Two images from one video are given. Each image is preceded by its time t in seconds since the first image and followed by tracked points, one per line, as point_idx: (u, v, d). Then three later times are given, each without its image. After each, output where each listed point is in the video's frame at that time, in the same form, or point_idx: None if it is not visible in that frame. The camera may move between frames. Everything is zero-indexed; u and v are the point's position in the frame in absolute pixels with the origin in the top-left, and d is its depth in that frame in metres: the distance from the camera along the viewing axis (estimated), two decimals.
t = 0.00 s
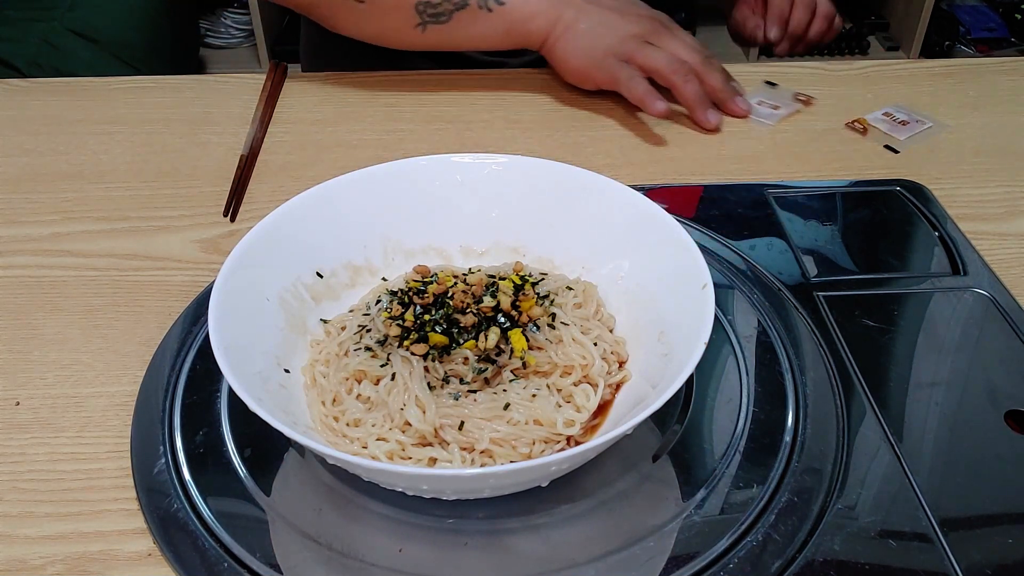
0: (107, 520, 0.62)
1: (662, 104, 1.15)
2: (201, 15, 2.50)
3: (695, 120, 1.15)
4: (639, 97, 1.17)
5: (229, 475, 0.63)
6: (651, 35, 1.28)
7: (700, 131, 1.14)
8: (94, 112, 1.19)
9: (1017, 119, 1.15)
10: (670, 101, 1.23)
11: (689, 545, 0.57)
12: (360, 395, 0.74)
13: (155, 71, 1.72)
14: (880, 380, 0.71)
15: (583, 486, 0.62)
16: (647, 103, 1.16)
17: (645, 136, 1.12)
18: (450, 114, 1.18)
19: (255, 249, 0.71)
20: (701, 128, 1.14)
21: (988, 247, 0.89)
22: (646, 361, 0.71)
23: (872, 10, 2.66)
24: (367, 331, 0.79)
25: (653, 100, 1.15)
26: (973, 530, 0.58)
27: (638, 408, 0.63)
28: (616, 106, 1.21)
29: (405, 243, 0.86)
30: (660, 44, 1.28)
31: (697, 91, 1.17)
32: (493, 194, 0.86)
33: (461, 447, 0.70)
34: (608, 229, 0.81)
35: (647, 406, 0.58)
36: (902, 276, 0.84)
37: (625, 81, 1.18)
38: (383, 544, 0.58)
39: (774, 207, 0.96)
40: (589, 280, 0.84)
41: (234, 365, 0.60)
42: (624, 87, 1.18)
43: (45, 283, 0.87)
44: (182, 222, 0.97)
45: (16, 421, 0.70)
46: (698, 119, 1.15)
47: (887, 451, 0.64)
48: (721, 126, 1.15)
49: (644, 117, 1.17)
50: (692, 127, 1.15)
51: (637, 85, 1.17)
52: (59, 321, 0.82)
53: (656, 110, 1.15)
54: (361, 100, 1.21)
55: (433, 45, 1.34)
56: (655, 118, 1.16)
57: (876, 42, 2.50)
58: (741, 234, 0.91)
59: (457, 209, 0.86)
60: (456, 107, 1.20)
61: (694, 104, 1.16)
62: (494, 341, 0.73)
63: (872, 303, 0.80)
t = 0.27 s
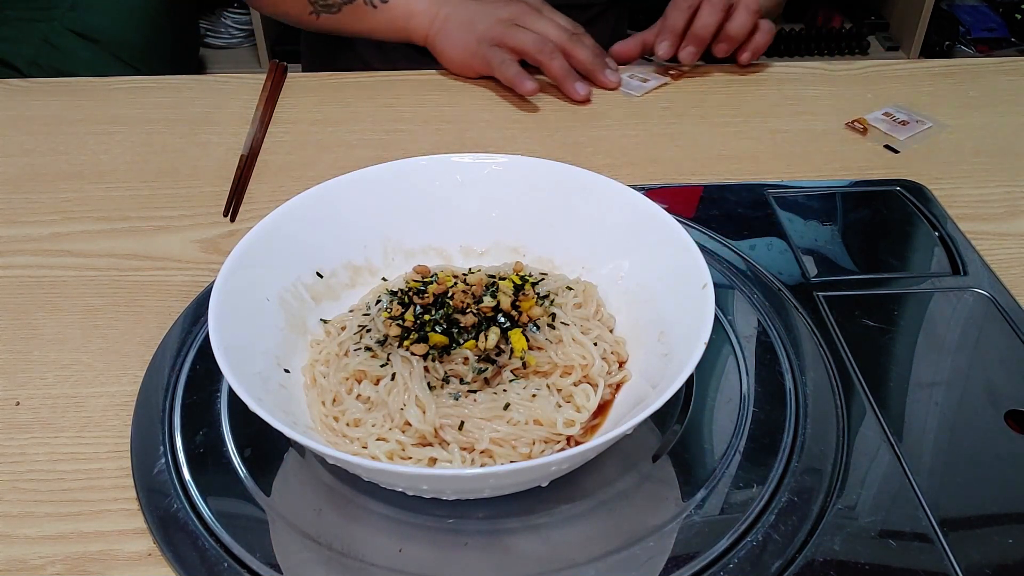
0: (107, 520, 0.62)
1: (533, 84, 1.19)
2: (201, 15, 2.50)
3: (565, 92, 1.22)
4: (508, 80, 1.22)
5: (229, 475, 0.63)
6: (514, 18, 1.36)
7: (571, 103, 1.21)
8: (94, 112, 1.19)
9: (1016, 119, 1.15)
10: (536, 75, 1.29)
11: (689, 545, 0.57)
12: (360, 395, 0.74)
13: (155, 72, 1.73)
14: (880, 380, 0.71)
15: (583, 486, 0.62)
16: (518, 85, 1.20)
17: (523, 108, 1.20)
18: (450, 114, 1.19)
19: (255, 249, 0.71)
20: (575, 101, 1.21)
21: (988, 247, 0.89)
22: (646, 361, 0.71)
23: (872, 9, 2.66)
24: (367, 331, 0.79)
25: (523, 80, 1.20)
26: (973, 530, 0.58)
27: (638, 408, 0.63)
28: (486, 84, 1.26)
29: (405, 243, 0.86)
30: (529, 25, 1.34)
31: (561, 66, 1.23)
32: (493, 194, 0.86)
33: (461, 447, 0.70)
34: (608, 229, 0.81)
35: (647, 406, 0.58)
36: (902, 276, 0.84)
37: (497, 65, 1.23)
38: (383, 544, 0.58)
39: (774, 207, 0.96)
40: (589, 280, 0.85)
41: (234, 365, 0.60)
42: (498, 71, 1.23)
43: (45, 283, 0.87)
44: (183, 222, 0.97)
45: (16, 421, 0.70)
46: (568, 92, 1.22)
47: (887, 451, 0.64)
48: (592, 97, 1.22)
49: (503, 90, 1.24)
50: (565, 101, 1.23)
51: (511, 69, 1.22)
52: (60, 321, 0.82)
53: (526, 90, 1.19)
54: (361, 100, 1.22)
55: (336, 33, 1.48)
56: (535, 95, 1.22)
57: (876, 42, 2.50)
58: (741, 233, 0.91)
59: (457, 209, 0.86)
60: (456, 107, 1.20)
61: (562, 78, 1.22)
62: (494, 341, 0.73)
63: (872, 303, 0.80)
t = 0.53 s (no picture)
0: (107, 520, 0.62)
1: (500, 87, 1.19)
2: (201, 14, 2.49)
3: (530, 88, 1.23)
4: (478, 81, 1.22)
5: (229, 475, 0.63)
6: (478, 16, 1.38)
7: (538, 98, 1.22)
8: (94, 112, 1.19)
9: (1016, 119, 1.15)
10: (501, 73, 1.31)
11: (689, 545, 0.57)
12: (360, 395, 0.74)
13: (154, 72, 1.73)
14: (879, 380, 0.71)
15: (583, 486, 0.62)
16: (485, 87, 1.20)
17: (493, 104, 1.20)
18: (449, 114, 1.19)
19: (255, 249, 0.71)
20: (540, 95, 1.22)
21: (988, 247, 0.89)
22: (646, 361, 0.71)
23: (872, 9, 2.66)
24: (367, 331, 0.79)
25: (492, 82, 1.20)
26: (973, 530, 0.58)
27: (638, 408, 0.63)
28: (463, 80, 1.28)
29: (405, 243, 0.86)
30: (490, 21, 1.36)
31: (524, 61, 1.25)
32: (493, 194, 0.86)
33: (461, 447, 0.70)
34: (608, 229, 0.81)
35: (647, 406, 0.58)
36: (902, 276, 0.84)
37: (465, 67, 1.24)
38: (383, 544, 0.58)
39: (774, 207, 0.96)
40: (589, 280, 0.85)
41: (234, 365, 0.60)
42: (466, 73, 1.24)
43: (45, 283, 0.87)
44: (183, 222, 0.97)
45: (16, 421, 0.70)
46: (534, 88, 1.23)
47: (887, 451, 0.64)
48: (557, 92, 1.24)
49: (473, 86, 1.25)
50: (531, 97, 1.24)
51: (478, 70, 1.22)
52: (59, 321, 0.82)
53: (494, 93, 1.19)
54: (361, 100, 1.22)
55: (316, 36, 1.51)
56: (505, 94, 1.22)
57: (876, 42, 2.50)
58: (740, 233, 0.91)
59: (457, 209, 0.86)
60: (456, 107, 1.20)
61: (527, 73, 1.24)
62: (494, 341, 0.73)
63: (872, 303, 0.80)
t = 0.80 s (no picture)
0: (107, 520, 0.62)
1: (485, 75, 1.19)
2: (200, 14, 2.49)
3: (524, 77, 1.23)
4: (467, 73, 1.22)
5: (229, 475, 0.63)
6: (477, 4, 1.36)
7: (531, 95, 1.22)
8: (94, 112, 1.19)
9: (1016, 119, 1.15)
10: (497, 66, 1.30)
11: (689, 545, 0.57)
12: (360, 395, 0.74)
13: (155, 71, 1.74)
14: (879, 380, 0.71)
15: (583, 487, 0.62)
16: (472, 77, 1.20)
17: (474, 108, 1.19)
18: (449, 114, 1.19)
19: (255, 249, 0.71)
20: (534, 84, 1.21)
21: (988, 247, 0.89)
22: (646, 361, 0.71)
23: (872, 9, 2.66)
24: (367, 331, 0.79)
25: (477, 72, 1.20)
26: (973, 530, 0.58)
27: (638, 408, 0.63)
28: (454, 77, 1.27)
29: (406, 243, 0.86)
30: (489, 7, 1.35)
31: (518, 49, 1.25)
32: (493, 194, 0.86)
33: (461, 447, 0.70)
34: (608, 229, 0.81)
35: (647, 406, 0.58)
36: (902, 276, 0.84)
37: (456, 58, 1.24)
38: (383, 544, 0.58)
39: (774, 207, 0.96)
40: (589, 280, 0.85)
41: (234, 365, 0.60)
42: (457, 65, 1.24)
43: (45, 283, 0.87)
44: (183, 222, 0.97)
45: (16, 421, 0.70)
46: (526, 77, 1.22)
47: (887, 451, 0.64)
48: (558, 92, 1.24)
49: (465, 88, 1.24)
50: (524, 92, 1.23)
51: (467, 61, 1.22)
52: (60, 321, 0.82)
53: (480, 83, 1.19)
54: (361, 100, 1.22)
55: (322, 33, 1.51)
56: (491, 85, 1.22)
57: (876, 42, 2.50)
58: (740, 233, 0.91)
59: (457, 209, 0.86)
60: (456, 107, 1.20)
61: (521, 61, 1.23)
62: (494, 341, 0.73)
63: (872, 303, 0.80)
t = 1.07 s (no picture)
0: (107, 520, 0.62)
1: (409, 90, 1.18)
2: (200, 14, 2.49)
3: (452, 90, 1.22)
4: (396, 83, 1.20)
5: (229, 475, 0.63)
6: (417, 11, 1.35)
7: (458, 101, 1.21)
8: (94, 112, 1.19)
9: (1017, 119, 1.15)
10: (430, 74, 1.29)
11: (689, 545, 0.57)
12: (360, 395, 0.74)
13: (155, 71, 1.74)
14: (880, 380, 0.71)
15: (584, 487, 0.62)
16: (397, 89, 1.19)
17: (437, 117, 1.17)
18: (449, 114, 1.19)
19: (255, 249, 0.71)
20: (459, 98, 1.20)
21: (988, 247, 0.89)
22: (646, 361, 0.71)
23: (872, 9, 2.66)
24: (367, 331, 0.79)
25: (403, 85, 1.18)
26: (973, 530, 0.58)
27: (638, 408, 0.63)
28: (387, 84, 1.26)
29: (405, 243, 0.86)
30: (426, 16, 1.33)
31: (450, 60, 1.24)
32: (493, 194, 0.86)
33: (461, 447, 0.70)
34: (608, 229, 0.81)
35: (647, 406, 0.58)
36: (902, 276, 0.84)
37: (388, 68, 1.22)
38: (383, 544, 0.58)
39: (774, 207, 0.96)
40: (589, 280, 0.84)
41: (234, 365, 0.60)
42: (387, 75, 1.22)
43: (45, 283, 0.87)
44: (183, 222, 0.97)
45: (16, 421, 0.70)
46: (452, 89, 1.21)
47: (887, 451, 0.64)
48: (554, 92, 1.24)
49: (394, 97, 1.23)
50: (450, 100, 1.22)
51: (398, 72, 1.20)
52: (59, 321, 0.82)
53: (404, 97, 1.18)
54: (361, 100, 1.22)
55: (283, 36, 1.50)
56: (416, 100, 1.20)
57: (876, 42, 2.50)
58: (740, 233, 0.91)
59: (457, 209, 0.86)
60: (456, 107, 1.20)
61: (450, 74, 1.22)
62: (494, 341, 0.73)
63: (872, 303, 0.80)
